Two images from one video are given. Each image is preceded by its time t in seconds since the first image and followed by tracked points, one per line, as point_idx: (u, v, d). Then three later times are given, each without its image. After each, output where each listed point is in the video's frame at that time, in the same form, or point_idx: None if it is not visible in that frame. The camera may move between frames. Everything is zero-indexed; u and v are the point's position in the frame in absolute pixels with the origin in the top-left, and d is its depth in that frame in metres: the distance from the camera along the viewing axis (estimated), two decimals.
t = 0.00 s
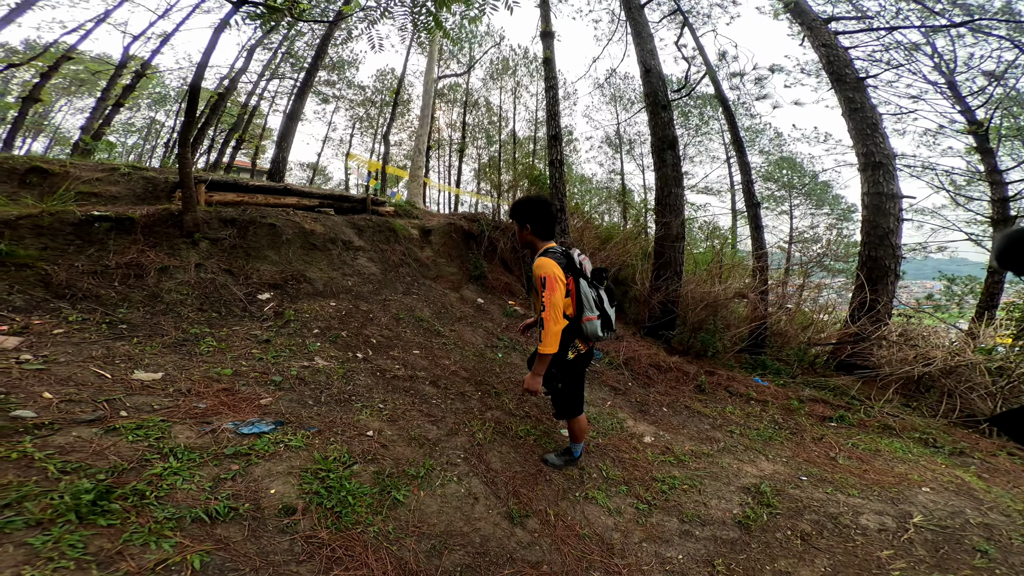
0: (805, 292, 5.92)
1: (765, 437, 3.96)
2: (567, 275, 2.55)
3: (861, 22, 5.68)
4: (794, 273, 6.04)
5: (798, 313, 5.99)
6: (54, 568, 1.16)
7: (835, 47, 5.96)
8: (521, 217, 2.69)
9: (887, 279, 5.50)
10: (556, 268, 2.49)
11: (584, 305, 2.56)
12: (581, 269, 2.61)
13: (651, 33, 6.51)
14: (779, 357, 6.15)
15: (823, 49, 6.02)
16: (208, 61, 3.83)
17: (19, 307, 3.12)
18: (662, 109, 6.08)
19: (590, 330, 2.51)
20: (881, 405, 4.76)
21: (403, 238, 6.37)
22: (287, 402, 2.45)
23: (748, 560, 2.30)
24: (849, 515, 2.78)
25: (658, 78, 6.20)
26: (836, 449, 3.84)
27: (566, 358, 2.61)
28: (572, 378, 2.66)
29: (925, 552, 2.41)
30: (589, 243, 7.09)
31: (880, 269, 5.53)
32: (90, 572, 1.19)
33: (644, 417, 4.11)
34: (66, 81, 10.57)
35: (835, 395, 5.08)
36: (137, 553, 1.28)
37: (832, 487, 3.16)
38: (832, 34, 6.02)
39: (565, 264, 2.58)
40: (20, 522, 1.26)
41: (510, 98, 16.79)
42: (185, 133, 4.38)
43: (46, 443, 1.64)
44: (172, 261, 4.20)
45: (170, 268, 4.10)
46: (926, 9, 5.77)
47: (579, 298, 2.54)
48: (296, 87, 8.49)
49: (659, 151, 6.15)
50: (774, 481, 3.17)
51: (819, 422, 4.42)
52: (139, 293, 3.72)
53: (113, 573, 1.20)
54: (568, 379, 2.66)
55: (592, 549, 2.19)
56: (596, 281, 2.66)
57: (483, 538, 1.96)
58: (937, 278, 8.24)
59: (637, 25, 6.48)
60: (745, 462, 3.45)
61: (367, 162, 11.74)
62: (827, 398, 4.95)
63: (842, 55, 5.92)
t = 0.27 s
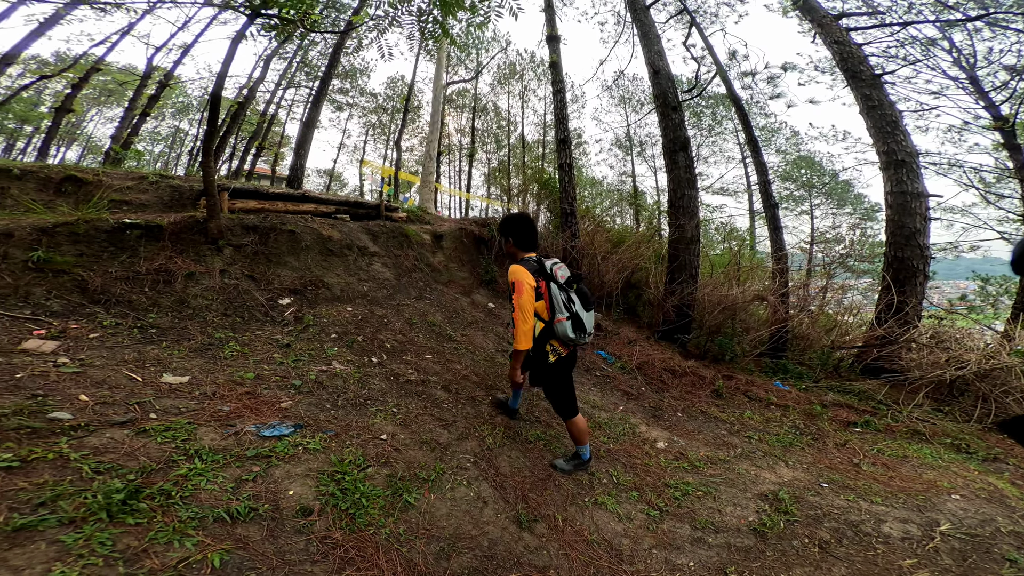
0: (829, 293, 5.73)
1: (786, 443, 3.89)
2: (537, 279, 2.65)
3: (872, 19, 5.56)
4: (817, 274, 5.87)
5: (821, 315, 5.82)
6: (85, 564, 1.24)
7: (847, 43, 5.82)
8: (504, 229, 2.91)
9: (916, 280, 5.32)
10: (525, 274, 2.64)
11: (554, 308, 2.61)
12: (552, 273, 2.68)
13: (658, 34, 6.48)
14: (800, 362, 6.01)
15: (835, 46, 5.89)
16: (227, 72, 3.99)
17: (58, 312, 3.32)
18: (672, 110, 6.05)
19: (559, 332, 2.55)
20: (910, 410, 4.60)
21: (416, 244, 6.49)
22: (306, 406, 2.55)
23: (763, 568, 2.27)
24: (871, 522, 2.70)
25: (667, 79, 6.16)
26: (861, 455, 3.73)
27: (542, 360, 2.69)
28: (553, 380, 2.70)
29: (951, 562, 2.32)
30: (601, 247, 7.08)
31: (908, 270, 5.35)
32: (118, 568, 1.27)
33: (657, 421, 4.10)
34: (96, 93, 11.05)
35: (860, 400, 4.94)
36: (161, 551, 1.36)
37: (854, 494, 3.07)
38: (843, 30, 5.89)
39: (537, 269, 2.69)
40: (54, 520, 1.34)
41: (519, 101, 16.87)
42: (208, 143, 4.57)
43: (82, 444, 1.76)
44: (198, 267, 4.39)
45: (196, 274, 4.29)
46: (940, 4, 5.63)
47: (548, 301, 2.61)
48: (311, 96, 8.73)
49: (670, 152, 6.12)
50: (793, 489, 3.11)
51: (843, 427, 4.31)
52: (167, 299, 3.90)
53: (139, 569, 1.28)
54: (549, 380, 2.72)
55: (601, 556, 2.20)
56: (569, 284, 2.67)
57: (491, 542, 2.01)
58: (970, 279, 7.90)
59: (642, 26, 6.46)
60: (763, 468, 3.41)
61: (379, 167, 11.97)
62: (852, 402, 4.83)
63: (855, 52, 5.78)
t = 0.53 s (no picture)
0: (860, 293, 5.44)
1: (814, 448, 3.79)
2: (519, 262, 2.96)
3: (891, 10, 5.41)
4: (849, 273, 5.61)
5: (852, 316, 5.57)
6: (123, 560, 1.34)
7: (866, 39, 5.69)
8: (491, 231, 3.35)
9: (956, 280, 5.08)
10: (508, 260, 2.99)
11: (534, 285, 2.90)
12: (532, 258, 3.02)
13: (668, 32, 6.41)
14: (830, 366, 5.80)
15: (853, 41, 5.76)
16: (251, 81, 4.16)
17: (102, 316, 3.55)
18: (686, 110, 6.00)
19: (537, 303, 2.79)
20: (951, 415, 4.39)
21: (432, 248, 6.62)
22: (331, 408, 2.66)
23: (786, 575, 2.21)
24: (903, 530, 2.58)
25: (680, 79, 6.10)
26: (895, 461, 3.59)
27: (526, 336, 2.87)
28: (536, 356, 2.85)
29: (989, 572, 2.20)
30: (617, 249, 7.04)
31: (947, 269, 5.11)
32: (153, 565, 1.36)
33: (675, 426, 4.06)
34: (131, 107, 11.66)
35: (895, 404, 4.76)
36: (193, 549, 1.46)
37: (885, 500, 2.95)
38: (859, 25, 5.78)
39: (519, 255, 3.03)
40: (96, 518, 1.45)
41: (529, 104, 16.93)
42: (236, 153, 4.79)
43: (124, 444, 1.89)
44: (228, 272, 4.61)
45: (227, 279, 4.50)
46: None
47: (528, 280, 2.90)
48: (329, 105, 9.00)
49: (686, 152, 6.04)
50: (820, 495, 3.02)
51: (876, 432, 4.15)
52: (201, 303, 4.11)
53: (172, 567, 1.37)
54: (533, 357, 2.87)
55: (616, 562, 2.20)
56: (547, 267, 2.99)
57: (505, 546, 2.04)
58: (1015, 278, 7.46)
59: (651, 26, 6.40)
60: (790, 474, 3.33)
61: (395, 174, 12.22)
62: (886, 407, 4.65)
63: (875, 46, 5.62)
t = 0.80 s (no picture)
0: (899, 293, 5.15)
1: (847, 455, 3.66)
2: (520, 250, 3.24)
3: None
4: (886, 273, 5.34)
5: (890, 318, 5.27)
6: (157, 558, 1.45)
7: (891, 32, 5.48)
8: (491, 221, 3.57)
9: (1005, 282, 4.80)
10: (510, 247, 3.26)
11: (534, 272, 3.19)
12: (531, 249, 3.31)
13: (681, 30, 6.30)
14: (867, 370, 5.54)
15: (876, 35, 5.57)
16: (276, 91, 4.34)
17: (146, 319, 3.80)
18: (705, 109, 5.89)
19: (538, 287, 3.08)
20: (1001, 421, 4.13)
21: (449, 252, 6.73)
22: (354, 411, 2.77)
23: None
24: (942, 540, 2.46)
25: (697, 77, 5.99)
26: (936, 468, 3.42)
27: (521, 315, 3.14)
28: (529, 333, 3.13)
29: None
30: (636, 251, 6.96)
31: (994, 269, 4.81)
32: (185, 562, 1.47)
33: (697, 431, 4.00)
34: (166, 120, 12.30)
35: (937, 409, 4.53)
36: (223, 547, 1.56)
37: (924, 509, 2.81)
38: (882, 18, 5.59)
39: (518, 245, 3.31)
40: (135, 516, 1.57)
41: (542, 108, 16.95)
42: (265, 161, 5.02)
43: (164, 444, 2.04)
44: (260, 277, 4.83)
45: (259, 283, 4.72)
46: None
47: (529, 266, 3.18)
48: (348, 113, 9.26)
49: (706, 152, 5.91)
50: (852, 503, 2.91)
51: (915, 439, 3.96)
52: (235, 307, 4.33)
53: (202, 564, 1.48)
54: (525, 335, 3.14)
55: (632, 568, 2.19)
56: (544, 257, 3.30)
57: (519, 549, 2.09)
58: None
59: (663, 24, 6.30)
60: (821, 482, 3.23)
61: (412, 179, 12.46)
62: (927, 412, 4.43)
63: (900, 40, 5.40)
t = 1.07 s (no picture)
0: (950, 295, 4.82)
1: (891, 465, 3.46)
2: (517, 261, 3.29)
3: None
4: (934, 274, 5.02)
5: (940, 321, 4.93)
6: (186, 559, 1.52)
7: (921, 24, 5.18)
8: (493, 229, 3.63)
9: None
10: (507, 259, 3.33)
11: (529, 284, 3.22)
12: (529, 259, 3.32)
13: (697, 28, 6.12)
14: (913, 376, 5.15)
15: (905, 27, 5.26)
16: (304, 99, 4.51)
17: (185, 322, 4.00)
18: (728, 109, 5.72)
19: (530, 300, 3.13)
20: None
21: (468, 257, 6.79)
22: (378, 415, 2.83)
23: None
24: (999, 555, 2.29)
25: (717, 75, 5.79)
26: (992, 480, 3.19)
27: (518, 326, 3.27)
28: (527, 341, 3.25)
29: None
30: (658, 254, 6.83)
31: None
32: (212, 564, 1.54)
33: (727, 438, 3.86)
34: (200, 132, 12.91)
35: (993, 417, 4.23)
36: (249, 549, 1.62)
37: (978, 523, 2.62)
38: (909, 9, 5.29)
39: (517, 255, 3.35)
40: (167, 517, 1.66)
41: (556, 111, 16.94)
42: (294, 169, 5.21)
43: (198, 446, 2.13)
44: (290, 280, 5.01)
45: (289, 287, 4.89)
46: None
47: (523, 278, 3.22)
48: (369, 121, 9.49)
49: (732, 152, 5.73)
50: (897, 514, 2.75)
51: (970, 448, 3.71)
52: (267, 310, 4.51)
53: (229, 567, 1.54)
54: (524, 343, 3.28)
55: None
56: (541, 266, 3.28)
57: (538, 559, 2.07)
58: None
59: (679, 23, 6.13)
60: (862, 492, 3.07)
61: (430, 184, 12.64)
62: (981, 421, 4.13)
63: (932, 32, 5.09)
